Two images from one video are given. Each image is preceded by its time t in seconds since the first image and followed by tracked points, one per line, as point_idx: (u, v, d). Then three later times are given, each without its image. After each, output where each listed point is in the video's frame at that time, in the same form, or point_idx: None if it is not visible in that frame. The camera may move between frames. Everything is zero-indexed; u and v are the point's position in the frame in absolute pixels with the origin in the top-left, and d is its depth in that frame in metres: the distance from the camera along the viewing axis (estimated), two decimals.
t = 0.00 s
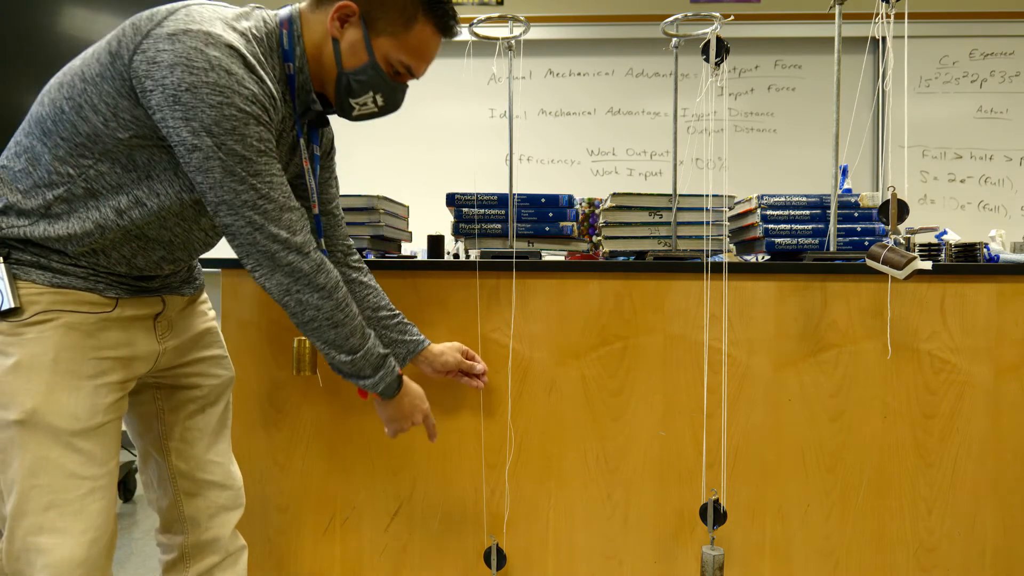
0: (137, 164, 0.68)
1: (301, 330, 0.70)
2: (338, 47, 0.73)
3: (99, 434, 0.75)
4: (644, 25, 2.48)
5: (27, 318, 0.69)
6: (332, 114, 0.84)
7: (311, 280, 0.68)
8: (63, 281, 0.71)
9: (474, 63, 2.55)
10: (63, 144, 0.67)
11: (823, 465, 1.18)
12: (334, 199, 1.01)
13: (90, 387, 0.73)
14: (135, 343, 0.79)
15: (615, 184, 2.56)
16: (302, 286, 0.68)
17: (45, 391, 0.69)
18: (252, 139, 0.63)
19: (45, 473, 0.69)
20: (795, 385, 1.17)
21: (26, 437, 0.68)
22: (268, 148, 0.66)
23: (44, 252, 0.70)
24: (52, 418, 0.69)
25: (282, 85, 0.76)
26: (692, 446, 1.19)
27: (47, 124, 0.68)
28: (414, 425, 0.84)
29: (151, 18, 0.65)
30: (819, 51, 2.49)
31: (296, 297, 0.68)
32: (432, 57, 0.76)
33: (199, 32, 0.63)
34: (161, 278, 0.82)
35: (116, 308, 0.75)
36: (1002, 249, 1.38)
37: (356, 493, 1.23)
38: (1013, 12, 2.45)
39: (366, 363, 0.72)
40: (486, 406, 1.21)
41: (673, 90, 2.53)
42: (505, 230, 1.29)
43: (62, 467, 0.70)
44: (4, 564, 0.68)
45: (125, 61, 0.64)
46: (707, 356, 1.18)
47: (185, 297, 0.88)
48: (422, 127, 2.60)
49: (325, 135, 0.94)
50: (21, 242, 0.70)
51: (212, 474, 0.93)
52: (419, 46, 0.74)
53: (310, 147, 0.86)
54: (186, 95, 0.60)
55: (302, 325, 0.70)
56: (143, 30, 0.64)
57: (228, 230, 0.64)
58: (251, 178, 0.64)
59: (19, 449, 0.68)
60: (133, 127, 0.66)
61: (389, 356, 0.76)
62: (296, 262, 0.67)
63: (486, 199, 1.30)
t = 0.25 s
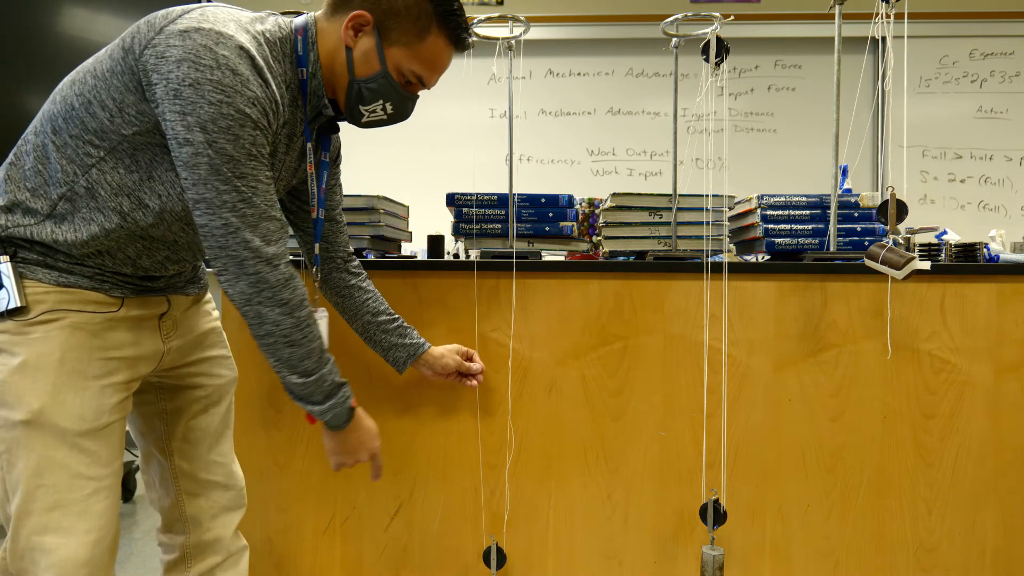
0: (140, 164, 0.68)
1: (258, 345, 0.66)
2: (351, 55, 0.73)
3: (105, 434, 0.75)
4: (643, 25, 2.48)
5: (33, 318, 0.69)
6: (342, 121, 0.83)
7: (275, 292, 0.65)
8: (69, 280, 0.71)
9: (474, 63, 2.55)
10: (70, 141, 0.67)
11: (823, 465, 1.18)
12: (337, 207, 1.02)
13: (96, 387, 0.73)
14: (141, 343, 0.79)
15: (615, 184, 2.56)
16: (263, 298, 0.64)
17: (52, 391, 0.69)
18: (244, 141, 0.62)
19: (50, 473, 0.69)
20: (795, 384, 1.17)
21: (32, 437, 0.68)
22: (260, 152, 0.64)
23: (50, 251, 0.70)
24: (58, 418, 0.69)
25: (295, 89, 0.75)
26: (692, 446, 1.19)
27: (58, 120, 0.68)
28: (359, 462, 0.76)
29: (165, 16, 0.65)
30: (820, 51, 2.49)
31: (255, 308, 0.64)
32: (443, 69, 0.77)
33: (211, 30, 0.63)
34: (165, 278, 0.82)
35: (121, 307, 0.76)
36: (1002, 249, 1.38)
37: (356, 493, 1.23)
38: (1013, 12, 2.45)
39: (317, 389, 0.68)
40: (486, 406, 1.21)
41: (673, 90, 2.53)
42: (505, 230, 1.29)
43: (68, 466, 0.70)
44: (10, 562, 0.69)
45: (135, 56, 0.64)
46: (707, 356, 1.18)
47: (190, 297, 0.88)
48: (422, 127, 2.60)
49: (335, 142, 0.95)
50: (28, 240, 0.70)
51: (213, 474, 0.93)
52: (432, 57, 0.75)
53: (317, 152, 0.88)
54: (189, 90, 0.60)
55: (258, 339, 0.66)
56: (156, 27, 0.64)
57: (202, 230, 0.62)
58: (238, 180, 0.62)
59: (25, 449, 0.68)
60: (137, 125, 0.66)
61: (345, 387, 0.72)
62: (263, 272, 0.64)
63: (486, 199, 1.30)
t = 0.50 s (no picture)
0: (136, 162, 0.67)
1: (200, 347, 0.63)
2: (353, 51, 0.73)
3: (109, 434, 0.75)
4: (643, 25, 2.48)
5: (38, 317, 0.69)
6: (345, 117, 0.83)
7: (225, 295, 0.62)
8: (73, 279, 0.71)
9: (474, 63, 2.55)
10: (70, 137, 0.67)
11: (823, 465, 1.18)
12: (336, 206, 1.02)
13: (100, 388, 0.73)
14: (144, 342, 0.79)
15: (615, 184, 2.56)
16: (212, 300, 0.61)
17: (56, 391, 0.69)
18: (226, 134, 0.61)
19: (54, 473, 0.69)
20: (795, 384, 1.17)
21: (37, 437, 0.68)
22: (243, 147, 0.63)
23: (54, 250, 0.70)
24: (62, 419, 0.69)
25: (298, 85, 0.75)
26: (692, 447, 1.19)
27: (61, 117, 0.68)
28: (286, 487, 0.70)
29: (168, 9, 0.65)
30: (819, 51, 2.49)
31: (201, 310, 0.61)
32: (446, 65, 0.77)
33: (210, 23, 0.62)
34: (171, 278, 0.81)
35: (125, 307, 0.75)
36: (1003, 249, 1.38)
37: (356, 493, 1.23)
38: (1013, 12, 2.45)
39: (252, 404, 0.64)
40: (486, 406, 1.21)
41: (673, 90, 2.53)
42: (505, 230, 1.29)
43: (72, 467, 0.70)
44: (15, 561, 0.69)
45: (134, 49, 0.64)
46: (707, 356, 1.18)
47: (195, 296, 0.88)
48: (422, 127, 2.60)
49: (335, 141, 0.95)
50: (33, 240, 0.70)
51: (217, 474, 0.92)
52: (434, 54, 0.74)
53: (312, 150, 0.87)
54: (180, 80, 0.59)
55: (201, 342, 0.62)
56: (157, 20, 0.64)
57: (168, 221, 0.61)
58: (216, 176, 0.61)
59: (30, 449, 0.68)
60: (134, 119, 0.66)
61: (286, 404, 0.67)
62: (216, 272, 0.61)
63: (485, 199, 1.30)
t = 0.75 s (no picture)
0: (128, 161, 0.67)
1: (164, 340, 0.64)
2: (348, 44, 0.74)
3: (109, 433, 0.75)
4: (644, 25, 2.48)
5: (38, 317, 0.69)
6: (342, 111, 0.82)
7: (191, 289, 0.62)
8: (73, 278, 0.71)
9: (474, 63, 2.55)
10: (65, 135, 0.67)
11: (823, 465, 1.18)
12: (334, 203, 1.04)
13: (100, 387, 0.73)
14: (144, 342, 0.79)
15: (615, 184, 2.56)
16: (176, 293, 0.62)
17: (56, 391, 0.69)
18: (206, 124, 0.62)
19: (54, 472, 0.69)
20: (795, 384, 1.17)
21: (37, 436, 0.68)
22: (222, 139, 0.63)
23: (54, 250, 0.70)
24: (62, 418, 0.69)
25: (293, 80, 0.75)
26: (692, 446, 1.19)
27: (57, 117, 0.68)
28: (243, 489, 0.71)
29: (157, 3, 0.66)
30: (819, 51, 2.49)
31: (166, 303, 0.62)
32: (442, 56, 0.76)
33: (198, 15, 0.63)
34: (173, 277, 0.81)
35: (125, 306, 0.76)
36: (1003, 249, 1.38)
37: (356, 493, 1.23)
38: (1013, 12, 2.45)
39: (214, 400, 0.65)
40: (486, 406, 1.21)
41: (673, 90, 2.53)
42: (505, 230, 1.29)
43: (71, 466, 0.70)
44: (15, 560, 0.69)
45: (123, 42, 0.64)
46: (707, 356, 1.18)
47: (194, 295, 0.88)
48: (422, 127, 2.60)
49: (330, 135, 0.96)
50: (33, 239, 0.70)
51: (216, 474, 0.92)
52: (429, 46, 0.74)
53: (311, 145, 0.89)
54: (163, 69, 0.60)
55: (166, 334, 0.63)
56: (146, 13, 0.64)
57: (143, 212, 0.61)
58: (191, 168, 0.61)
59: (30, 448, 0.68)
60: (125, 115, 0.66)
61: (249, 403, 0.68)
62: (184, 265, 0.62)
63: (486, 199, 1.30)
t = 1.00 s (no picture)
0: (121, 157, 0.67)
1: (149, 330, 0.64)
2: (339, 33, 0.74)
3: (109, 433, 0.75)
4: (643, 25, 2.48)
5: (38, 316, 0.69)
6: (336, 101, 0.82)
7: (175, 279, 0.62)
8: (73, 277, 0.71)
9: (474, 63, 2.55)
10: (58, 133, 0.67)
11: (823, 465, 1.18)
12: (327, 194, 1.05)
13: (100, 387, 0.73)
14: (144, 341, 0.78)
15: (615, 184, 2.56)
16: (160, 284, 0.62)
17: (56, 391, 0.69)
18: (190, 113, 0.62)
19: (54, 471, 0.69)
20: (795, 384, 1.17)
21: (38, 435, 0.69)
22: (207, 129, 0.64)
23: (54, 249, 0.70)
24: (62, 418, 0.69)
25: (285, 71, 0.75)
26: (692, 446, 1.19)
27: (50, 115, 0.68)
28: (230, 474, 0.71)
29: None
30: (819, 51, 2.49)
31: (151, 293, 0.62)
32: (434, 43, 0.75)
33: (183, 5, 0.64)
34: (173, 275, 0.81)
35: (125, 305, 0.75)
36: (1003, 249, 1.38)
37: (356, 493, 1.23)
38: (1013, 12, 2.45)
39: (201, 390, 0.65)
40: (485, 406, 1.21)
41: (673, 90, 2.53)
42: (505, 230, 1.29)
43: (71, 465, 0.70)
44: (16, 558, 0.69)
45: (111, 36, 0.65)
46: (707, 356, 1.18)
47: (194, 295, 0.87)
48: (423, 127, 2.60)
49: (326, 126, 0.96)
50: (32, 239, 0.70)
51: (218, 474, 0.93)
52: (420, 32, 0.73)
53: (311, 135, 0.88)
54: (148, 60, 0.61)
55: (152, 326, 0.63)
56: (132, 5, 0.65)
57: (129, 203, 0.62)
58: (175, 159, 0.62)
59: (30, 447, 0.68)
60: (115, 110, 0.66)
61: (237, 394, 0.69)
62: (167, 256, 0.62)
63: (485, 199, 1.30)
